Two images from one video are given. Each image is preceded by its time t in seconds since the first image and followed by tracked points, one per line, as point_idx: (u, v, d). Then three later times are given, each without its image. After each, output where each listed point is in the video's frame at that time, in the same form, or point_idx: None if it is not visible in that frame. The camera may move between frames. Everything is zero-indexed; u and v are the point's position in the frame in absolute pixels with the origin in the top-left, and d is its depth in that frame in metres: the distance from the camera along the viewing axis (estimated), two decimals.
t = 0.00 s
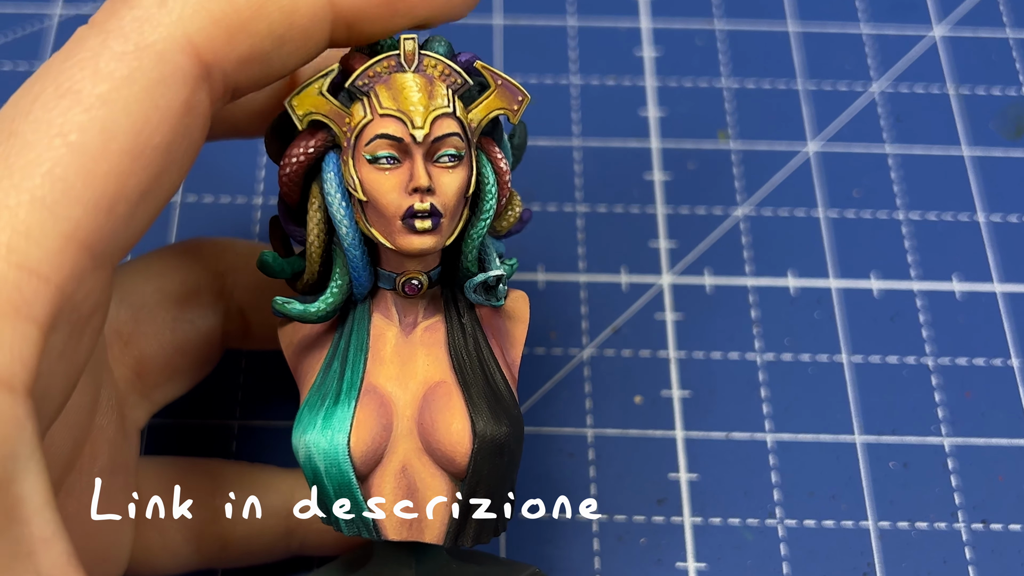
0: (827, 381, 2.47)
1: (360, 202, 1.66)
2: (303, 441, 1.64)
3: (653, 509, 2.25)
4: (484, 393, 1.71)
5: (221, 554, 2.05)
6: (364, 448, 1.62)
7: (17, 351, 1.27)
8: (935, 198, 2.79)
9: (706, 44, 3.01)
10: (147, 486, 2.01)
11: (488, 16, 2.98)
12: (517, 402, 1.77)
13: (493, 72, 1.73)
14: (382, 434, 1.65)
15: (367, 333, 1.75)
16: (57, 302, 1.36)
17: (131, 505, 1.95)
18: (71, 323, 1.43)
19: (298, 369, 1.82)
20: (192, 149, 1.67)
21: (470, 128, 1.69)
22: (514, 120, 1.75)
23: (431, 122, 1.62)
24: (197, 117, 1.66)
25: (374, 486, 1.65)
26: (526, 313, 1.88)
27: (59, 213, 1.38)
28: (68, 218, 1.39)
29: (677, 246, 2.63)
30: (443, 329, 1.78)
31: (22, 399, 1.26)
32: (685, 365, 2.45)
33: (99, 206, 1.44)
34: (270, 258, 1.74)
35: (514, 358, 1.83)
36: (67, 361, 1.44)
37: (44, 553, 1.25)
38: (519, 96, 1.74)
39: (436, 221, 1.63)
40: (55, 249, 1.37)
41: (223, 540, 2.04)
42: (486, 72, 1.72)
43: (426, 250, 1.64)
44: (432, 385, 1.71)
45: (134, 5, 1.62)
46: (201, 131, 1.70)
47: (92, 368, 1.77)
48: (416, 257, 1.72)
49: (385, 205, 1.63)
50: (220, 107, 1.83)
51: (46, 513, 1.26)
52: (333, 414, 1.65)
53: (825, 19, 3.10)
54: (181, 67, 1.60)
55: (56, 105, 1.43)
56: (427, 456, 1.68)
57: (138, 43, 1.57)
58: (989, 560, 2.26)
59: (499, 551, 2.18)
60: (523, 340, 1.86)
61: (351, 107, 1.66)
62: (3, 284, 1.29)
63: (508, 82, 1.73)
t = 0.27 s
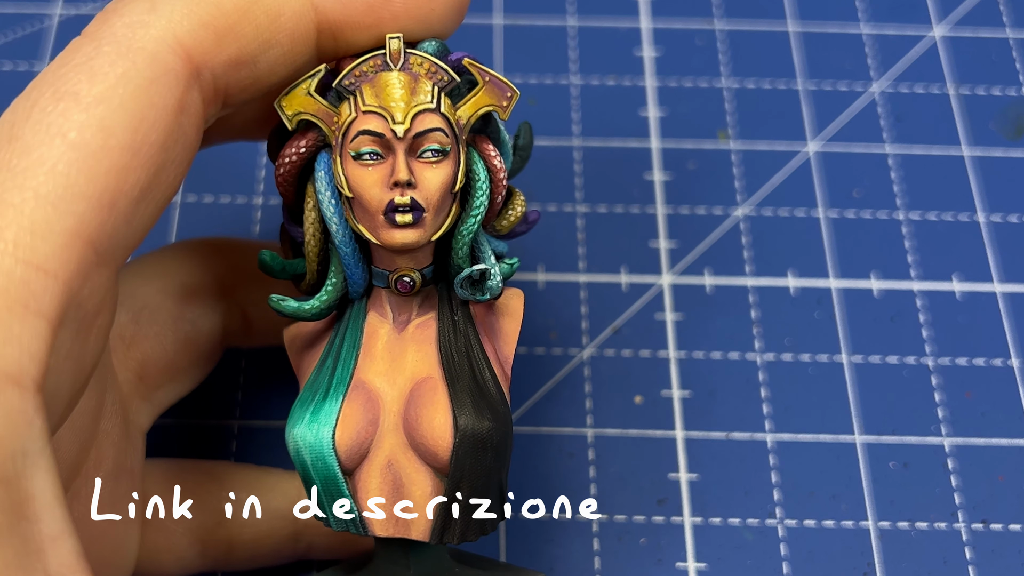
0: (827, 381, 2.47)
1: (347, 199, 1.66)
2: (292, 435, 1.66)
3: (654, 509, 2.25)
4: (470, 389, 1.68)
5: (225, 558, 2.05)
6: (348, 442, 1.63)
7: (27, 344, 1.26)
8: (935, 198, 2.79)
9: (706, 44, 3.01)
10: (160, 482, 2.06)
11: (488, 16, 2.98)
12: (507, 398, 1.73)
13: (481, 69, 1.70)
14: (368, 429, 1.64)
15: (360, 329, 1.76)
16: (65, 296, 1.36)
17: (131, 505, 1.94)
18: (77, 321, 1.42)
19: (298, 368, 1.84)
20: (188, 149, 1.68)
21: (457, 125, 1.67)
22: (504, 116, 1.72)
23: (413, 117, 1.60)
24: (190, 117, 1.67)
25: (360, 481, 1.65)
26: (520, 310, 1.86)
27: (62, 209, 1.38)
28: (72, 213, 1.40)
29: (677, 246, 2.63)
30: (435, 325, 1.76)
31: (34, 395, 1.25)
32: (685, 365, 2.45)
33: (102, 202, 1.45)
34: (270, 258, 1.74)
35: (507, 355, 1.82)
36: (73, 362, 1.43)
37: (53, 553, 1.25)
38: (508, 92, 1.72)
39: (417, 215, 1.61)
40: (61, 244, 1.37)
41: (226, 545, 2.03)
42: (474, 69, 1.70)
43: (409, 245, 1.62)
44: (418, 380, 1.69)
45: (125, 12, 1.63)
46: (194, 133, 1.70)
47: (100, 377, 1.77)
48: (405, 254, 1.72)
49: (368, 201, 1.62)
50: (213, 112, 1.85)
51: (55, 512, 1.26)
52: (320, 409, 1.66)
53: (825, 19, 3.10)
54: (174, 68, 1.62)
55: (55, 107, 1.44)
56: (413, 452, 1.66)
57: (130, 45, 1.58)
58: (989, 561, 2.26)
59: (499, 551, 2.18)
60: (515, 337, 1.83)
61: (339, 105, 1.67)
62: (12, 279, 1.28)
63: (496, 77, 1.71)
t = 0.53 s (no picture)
0: (827, 381, 2.47)
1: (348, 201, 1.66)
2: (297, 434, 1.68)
3: (654, 509, 2.25)
4: (467, 391, 1.65)
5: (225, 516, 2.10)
6: (346, 443, 1.63)
7: (28, 347, 1.26)
8: (935, 198, 2.79)
9: (706, 44, 3.01)
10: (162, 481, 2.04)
11: (488, 16, 2.98)
12: (507, 401, 1.69)
13: (481, 65, 1.69)
14: (367, 430, 1.65)
15: (369, 330, 1.76)
16: (68, 299, 1.36)
17: (131, 505, 1.93)
18: (81, 323, 1.42)
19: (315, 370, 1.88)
20: (194, 152, 1.69)
21: (455, 121, 1.64)
22: (507, 112, 1.71)
23: (406, 117, 1.58)
24: (196, 120, 1.68)
25: (360, 482, 1.66)
26: (525, 312, 1.81)
27: (65, 211, 1.39)
28: (74, 215, 1.41)
29: (677, 246, 2.63)
30: (439, 326, 1.74)
31: (36, 398, 1.25)
32: (685, 365, 2.45)
33: (105, 205, 1.46)
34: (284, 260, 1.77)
35: (511, 358, 1.77)
36: (76, 365, 1.43)
37: (54, 556, 1.23)
38: (508, 88, 1.70)
39: (410, 215, 1.59)
40: (62, 246, 1.37)
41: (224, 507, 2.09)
42: (474, 65, 1.68)
43: (404, 245, 1.61)
44: (418, 382, 1.68)
45: (129, 15, 1.65)
46: (201, 137, 1.72)
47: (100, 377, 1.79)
48: (411, 254, 1.70)
49: (364, 201, 1.61)
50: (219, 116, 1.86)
51: (56, 515, 1.25)
52: (322, 409, 1.67)
53: (825, 19, 3.10)
54: (178, 71, 1.64)
55: (58, 111, 1.45)
56: (410, 454, 1.65)
57: (134, 48, 1.60)
58: (989, 561, 2.26)
59: (499, 551, 2.18)
60: (521, 338, 1.79)
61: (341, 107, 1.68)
62: (14, 280, 1.29)
63: (496, 73, 1.70)
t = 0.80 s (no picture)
0: (827, 381, 2.47)
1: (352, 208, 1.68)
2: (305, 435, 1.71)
3: (654, 509, 2.25)
4: (458, 395, 1.63)
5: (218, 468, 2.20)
6: (343, 444, 1.64)
7: (35, 349, 1.27)
8: (935, 198, 2.79)
9: (706, 44, 3.01)
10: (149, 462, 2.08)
11: (488, 16, 2.98)
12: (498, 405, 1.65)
13: (477, 68, 1.68)
14: (363, 432, 1.65)
15: (380, 337, 1.78)
16: (75, 303, 1.36)
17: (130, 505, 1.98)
18: (88, 326, 1.43)
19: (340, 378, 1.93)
20: (201, 158, 1.69)
21: (451, 124, 1.62)
22: (504, 114, 1.69)
23: (398, 121, 1.58)
24: (204, 127, 1.68)
25: (358, 484, 1.66)
26: (521, 319, 1.78)
27: (74, 215, 1.40)
28: (84, 219, 1.41)
29: (677, 246, 2.63)
30: (441, 330, 1.72)
31: (43, 401, 1.27)
32: (685, 365, 2.45)
33: (114, 210, 1.46)
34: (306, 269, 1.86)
35: (507, 364, 1.74)
36: (82, 367, 1.44)
37: (59, 559, 1.24)
38: (504, 90, 1.69)
39: (400, 218, 1.57)
40: (72, 250, 1.38)
41: (217, 462, 2.19)
42: (471, 69, 1.68)
43: (395, 248, 1.59)
44: (412, 385, 1.67)
45: (140, 23, 1.65)
46: (209, 142, 1.72)
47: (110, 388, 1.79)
48: (413, 259, 1.71)
49: (360, 206, 1.61)
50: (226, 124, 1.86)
51: (62, 518, 1.26)
52: (326, 411, 1.69)
53: (825, 19, 3.10)
54: (188, 80, 1.63)
55: (68, 116, 1.46)
56: (402, 458, 1.64)
57: (144, 55, 1.59)
58: (989, 561, 2.26)
59: (499, 551, 2.18)
60: (517, 340, 1.77)
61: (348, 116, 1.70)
62: (24, 285, 1.30)
63: (493, 74, 1.68)
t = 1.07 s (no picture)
0: (827, 381, 2.47)
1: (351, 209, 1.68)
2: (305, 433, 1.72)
3: (654, 509, 2.26)
4: (454, 397, 1.62)
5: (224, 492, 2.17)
6: (341, 444, 1.65)
7: (38, 350, 1.28)
8: (935, 198, 2.79)
9: (706, 44, 3.01)
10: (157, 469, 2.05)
11: (488, 17, 2.98)
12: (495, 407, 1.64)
13: (475, 70, 1.67)
14: (361, 432, 1.65)
15: (379, 336, 1.79)
16: (77, 303, 1.37)
17: (131, 505, 1.95)
18: (90, 326, 1.44)
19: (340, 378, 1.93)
20: (201, 157, 1.69)
21: (449, 126, 1.62)
22: (502, 116, 1.69)
23: (396, 123, 1.58)
24: (204, 126, 1.68)
25: (357, 483, 1.67)
26: (517, 323, 1.79)
27: (75, 216, 1.40)
28: (85, 220, 1.41)
29: (677, 246, 2.63)
30: (438, 331, 1.72)
31: (45, 401, 1.27)
32: (685, 365, 2.45)
33: (115, 209, 1.46)
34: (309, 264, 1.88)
35: (504, 366, 1.74)
36: (84, 367, 1.44)
37: (61, 557, 1.26)
38: (502, 92, 1.68)
39: (397, 221, 1.57)
40: (73, 250, 1.38)
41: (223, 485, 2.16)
42: (468, 71, 1.67)
43: (392, 251, 1.59)
44: (409, 387, 1.67)
45: (140, 21, 1.64)
46: (209, 140, 1.72)
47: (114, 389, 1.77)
48: (410, 261, 1.71)
49: (359, 208, 1.61)
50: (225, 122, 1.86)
51: (64, 517, 1.27)
52: (325, 410, 1.70)
53: (825, 19, 3.10)
54: (187, 78, 1.63)
55: (69, 115, 1.45)
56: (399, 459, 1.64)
57: (145, 54, 1.59)
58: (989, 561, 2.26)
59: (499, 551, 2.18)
60: (515, 342, 1.77)
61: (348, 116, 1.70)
62: (27, 286, 1.30)
63: (491, 76, 1.67)
